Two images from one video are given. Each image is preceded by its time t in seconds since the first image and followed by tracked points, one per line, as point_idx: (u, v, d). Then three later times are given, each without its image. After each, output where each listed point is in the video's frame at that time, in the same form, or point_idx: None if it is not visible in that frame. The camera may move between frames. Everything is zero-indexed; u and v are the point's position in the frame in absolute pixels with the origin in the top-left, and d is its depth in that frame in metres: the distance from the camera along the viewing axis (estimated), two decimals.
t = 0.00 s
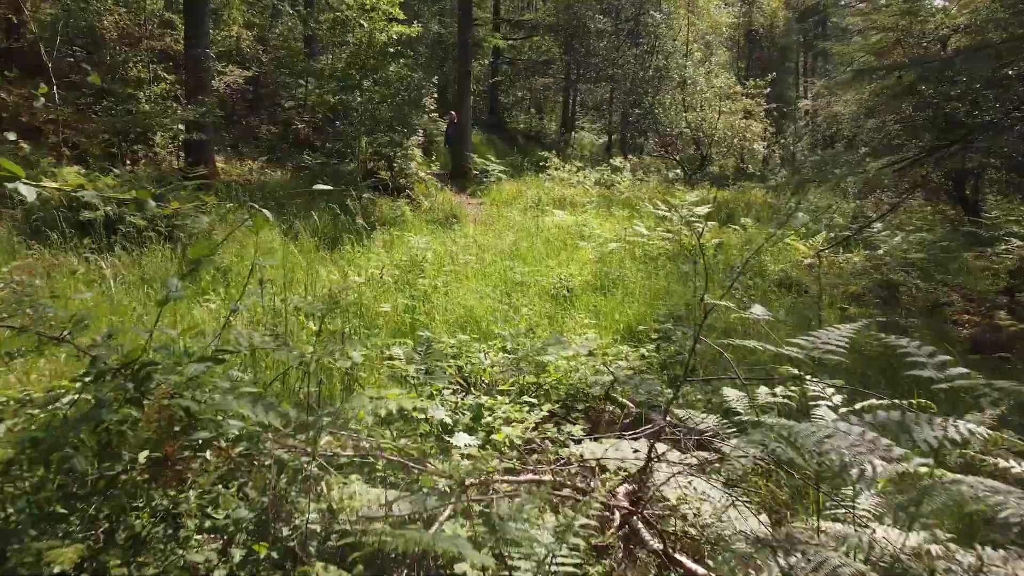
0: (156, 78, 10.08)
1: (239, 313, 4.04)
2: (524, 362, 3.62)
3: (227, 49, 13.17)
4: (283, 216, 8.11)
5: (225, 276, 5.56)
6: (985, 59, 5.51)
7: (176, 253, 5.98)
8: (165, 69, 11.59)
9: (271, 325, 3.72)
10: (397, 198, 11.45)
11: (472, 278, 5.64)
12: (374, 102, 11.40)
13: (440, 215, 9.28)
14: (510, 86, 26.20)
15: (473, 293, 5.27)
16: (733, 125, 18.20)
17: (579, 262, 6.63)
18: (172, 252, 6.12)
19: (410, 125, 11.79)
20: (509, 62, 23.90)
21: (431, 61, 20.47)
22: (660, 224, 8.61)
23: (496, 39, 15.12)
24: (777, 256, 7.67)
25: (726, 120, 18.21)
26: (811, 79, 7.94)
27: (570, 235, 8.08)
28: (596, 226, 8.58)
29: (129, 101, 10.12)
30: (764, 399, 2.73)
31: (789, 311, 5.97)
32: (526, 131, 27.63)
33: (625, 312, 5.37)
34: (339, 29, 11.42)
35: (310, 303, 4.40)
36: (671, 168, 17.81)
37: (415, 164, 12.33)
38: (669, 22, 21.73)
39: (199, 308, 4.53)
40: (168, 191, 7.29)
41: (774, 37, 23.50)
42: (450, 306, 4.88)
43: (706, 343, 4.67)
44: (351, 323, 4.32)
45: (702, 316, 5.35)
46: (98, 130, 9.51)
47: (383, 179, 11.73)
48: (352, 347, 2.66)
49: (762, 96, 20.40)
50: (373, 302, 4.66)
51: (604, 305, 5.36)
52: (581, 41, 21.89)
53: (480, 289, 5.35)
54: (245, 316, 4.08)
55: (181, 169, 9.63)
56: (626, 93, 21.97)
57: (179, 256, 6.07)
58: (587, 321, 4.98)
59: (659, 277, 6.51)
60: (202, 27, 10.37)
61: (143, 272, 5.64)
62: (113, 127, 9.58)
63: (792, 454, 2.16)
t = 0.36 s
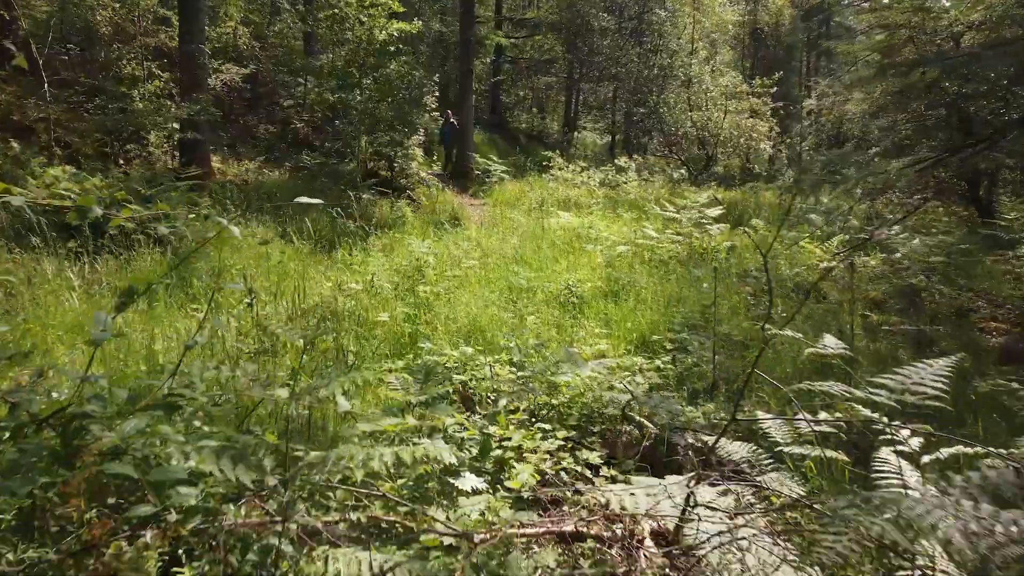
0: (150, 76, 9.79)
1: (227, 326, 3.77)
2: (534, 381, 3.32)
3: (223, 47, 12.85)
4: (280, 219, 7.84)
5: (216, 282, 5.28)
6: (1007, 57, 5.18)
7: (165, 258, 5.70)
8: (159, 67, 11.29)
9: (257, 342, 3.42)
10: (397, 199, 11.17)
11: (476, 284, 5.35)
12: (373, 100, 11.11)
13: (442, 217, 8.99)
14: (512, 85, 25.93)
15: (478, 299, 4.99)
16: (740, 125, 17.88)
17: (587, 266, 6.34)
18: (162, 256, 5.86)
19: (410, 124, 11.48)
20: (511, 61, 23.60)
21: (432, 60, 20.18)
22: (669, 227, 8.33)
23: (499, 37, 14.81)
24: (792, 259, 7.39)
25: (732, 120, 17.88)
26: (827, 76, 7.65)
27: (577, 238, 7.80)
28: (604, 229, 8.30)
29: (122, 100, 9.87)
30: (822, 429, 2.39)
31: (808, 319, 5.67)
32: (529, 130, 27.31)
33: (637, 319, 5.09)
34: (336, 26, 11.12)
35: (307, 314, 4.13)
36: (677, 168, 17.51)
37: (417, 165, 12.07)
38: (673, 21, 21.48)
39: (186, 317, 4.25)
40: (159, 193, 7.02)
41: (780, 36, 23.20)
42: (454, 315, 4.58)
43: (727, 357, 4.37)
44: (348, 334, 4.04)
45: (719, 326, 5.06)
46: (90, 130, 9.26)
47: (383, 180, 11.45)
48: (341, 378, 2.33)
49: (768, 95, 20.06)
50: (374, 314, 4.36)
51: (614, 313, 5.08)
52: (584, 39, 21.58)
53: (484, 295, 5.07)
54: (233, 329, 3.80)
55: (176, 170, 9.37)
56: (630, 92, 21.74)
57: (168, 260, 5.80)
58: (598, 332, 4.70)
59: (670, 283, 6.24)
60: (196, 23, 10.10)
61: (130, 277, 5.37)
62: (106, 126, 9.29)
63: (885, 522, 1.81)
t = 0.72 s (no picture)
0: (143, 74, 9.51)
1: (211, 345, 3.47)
2: (548, 407, 3.01)
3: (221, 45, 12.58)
4: (276, 222, 7.54)
5: (206, 294, 4.99)
6: None
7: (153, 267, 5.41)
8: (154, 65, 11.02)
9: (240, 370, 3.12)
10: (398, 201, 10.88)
11: (481, 292, 5.05)
12: (373, 99, 10.81)
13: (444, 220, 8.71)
14: (514, 85, 25.65)
15: (483, 309, 4.70)
16: (746, 125, 17.56)
17: (597, 272, 6.05)
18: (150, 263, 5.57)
19: (412, 124, 11.20)
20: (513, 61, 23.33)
21: (434, 60, 19.92)
22: (680, 231, 8.04)
23: (502, 36, 14.53)
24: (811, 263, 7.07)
25: (739, 120, 17.57)
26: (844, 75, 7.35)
27: (585, 242, 7.51)
28: (613, 233, 8.00)
29: (115, 98, 9.60)
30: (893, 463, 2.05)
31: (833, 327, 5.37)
32: (531, 130, 27.03)
33: (652, 330, 4.79)
34: (335, 21, 10.75)
35: (301, 329, 3.84)
36: (682, 169, 17.20)
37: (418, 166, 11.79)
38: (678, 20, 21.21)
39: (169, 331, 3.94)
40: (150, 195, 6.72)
41: (786, 36, 22.89)
42: (459, 327, 4.29)
43: (750, 375, 4.08)
44: (344, 350, 3.74)
45: (739, 337, 4.78)
46: (81, 129, 8.95)
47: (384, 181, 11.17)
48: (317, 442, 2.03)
49: (775, 94, 19.74)
50: (373, 329, 4.07)
51: (628, 323, 4.79)
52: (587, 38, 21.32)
53: (489, 305, 4.78)
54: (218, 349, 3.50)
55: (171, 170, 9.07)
56: (634, 92, 21.45)
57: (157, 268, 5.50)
58: (612, 345, 4.41)
59: (684, 290, 5.95)
60: (191, 19, 9.81)
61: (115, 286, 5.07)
62: (98, 125, 9.02)
63: None
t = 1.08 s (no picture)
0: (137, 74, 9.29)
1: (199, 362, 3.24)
2: (566, 436, 2.69)
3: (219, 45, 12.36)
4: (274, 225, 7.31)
5: (198, 303, 4.77)
6: None
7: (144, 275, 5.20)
8: (150, 64, 10.81)
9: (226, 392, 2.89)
10: (400, 202, 10.65)
11: (487, 300, 4.81)
12: (372, 98, 10.57)
13: (446, 222, 8.47)
14: (515, 85, 25.47)
15: (489, 318, 4.44)
16: (752, 125, 17.30)
17: (606, 277, 5.80)
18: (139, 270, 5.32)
19: (413, 123, 10.97)
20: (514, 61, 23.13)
21: (434, 59, 19.72)
22: (690, 234, 7.80)
23: (504, 34, 14.30)
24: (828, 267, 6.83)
25: (745, 120, 17.29)
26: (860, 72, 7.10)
27: (592, 245, 7.27)
28: (621, 236, 7.76)
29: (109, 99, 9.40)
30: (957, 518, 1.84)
31: (855, 336, 5.13)
32: (534, 131, 26.79)
33: (667, 341, 4.53)
34: (335, 18, 10.40)
35: (292, 345, 3.60)
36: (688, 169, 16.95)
37: (419, 167, 11.56)
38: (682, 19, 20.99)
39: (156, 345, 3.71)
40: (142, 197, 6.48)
41: (791, 35, 22.62)
42: (465, 340, 4.03)
43: (772, 391, 3.84)
44: (340, 367, 3.50)
45: (758, 348, 4.54)
46: (75, 129, 8.73)
47: (384, 182, 10.94)
48: (294, 528, 1.70)
49: (782, 93, 19.46)
50: (372, 345, 3.82)
51: (642, 333, 4.54)
52: (590, 37, 21.10)
53: (494, 314, 4.54)
54: (206, 366, 3.28)
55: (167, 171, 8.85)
56: (637, 92, 21.22)
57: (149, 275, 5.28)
58: (625, 358, 4.17)
59: (698, 297, 5.70)
60: (187, 17, 9.57)
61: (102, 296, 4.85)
62: (91, 125, 8.79)
63: None
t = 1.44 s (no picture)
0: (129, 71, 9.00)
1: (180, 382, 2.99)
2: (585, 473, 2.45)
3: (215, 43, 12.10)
4: (269, 228, 7.02)
5: (186, 313, 4.50)
6: None
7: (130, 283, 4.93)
8: (143, 62, 10.53)
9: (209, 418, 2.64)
10: (400, 205, 10.41)
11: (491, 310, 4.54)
12: (371, 97, 10.28)
13: (448, 225, 8.22)
14: (516, 85, 25.21)
15: (494, 330, 4.19)
16: (758, 125, 17.03)
17: (616, 284, 5.54)
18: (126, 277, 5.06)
19: (413, 123, 10.73)
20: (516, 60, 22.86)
21: (435, 58, 19.45)
22: (702, 238, 7.51)
23: (507, 32, 14.05)
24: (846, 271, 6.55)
25: (751, 120, 17.03)
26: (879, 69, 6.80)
27: (599, 249, 7.01)
28: (630, 240, 7.47)
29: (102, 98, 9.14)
30: None
31: (881, 348, 4.86)
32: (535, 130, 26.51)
33: (684, 353, 4.27)
34: (335, 17, 10.39)
35: (285, 365, 3.36)
36: (694, 169, 16.66)
37: (420, 168, 11.32)
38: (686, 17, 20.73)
39: (137, 360, 3.45)
40: (131, 200, 6.20)
41: (796, 35, 22.39)
42: (469, 355, 3.78)
43: (799, 410, 3.58)
44: (337, 389, 3.26)
45: (780, 362, 4.28)
46: (65, 129, 8.47)
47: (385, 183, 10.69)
48: None
49: (788, 93, 19.19)
50: (371, 363, 3.58)
51: (657, 346, 4.27)
52: (594, 35, 20.83)
53: (500, 325, 4.28)
54: (189, 387, 3.02)
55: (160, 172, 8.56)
56: (641, 91, 20.96)
57: (136, 282, 5.01)
58: (640, 374, 3.91)
59: (712, 305, 5.44)
60: (181, 12, 9.29)
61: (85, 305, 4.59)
62: (82, 124, 8.53)
63: None
